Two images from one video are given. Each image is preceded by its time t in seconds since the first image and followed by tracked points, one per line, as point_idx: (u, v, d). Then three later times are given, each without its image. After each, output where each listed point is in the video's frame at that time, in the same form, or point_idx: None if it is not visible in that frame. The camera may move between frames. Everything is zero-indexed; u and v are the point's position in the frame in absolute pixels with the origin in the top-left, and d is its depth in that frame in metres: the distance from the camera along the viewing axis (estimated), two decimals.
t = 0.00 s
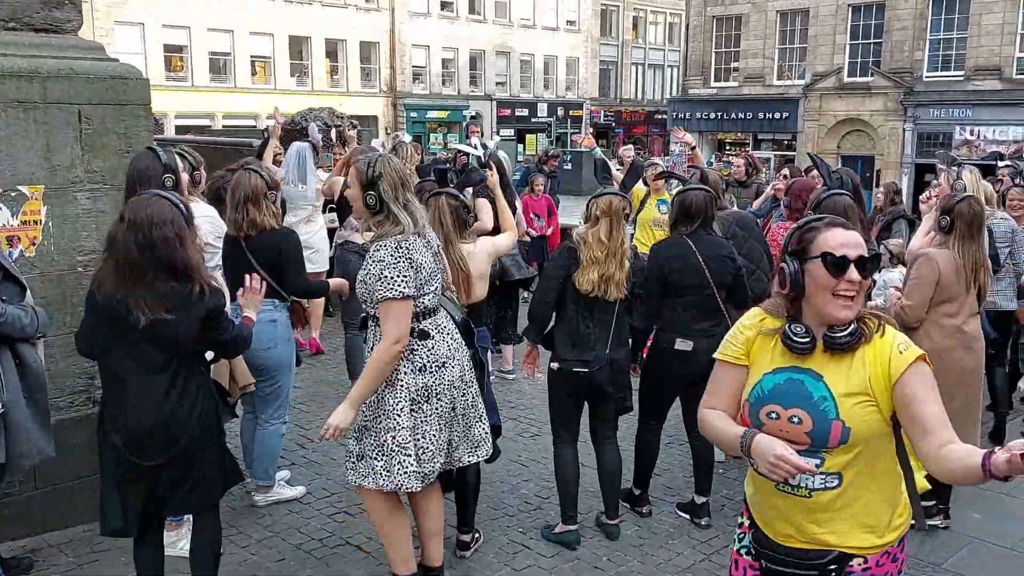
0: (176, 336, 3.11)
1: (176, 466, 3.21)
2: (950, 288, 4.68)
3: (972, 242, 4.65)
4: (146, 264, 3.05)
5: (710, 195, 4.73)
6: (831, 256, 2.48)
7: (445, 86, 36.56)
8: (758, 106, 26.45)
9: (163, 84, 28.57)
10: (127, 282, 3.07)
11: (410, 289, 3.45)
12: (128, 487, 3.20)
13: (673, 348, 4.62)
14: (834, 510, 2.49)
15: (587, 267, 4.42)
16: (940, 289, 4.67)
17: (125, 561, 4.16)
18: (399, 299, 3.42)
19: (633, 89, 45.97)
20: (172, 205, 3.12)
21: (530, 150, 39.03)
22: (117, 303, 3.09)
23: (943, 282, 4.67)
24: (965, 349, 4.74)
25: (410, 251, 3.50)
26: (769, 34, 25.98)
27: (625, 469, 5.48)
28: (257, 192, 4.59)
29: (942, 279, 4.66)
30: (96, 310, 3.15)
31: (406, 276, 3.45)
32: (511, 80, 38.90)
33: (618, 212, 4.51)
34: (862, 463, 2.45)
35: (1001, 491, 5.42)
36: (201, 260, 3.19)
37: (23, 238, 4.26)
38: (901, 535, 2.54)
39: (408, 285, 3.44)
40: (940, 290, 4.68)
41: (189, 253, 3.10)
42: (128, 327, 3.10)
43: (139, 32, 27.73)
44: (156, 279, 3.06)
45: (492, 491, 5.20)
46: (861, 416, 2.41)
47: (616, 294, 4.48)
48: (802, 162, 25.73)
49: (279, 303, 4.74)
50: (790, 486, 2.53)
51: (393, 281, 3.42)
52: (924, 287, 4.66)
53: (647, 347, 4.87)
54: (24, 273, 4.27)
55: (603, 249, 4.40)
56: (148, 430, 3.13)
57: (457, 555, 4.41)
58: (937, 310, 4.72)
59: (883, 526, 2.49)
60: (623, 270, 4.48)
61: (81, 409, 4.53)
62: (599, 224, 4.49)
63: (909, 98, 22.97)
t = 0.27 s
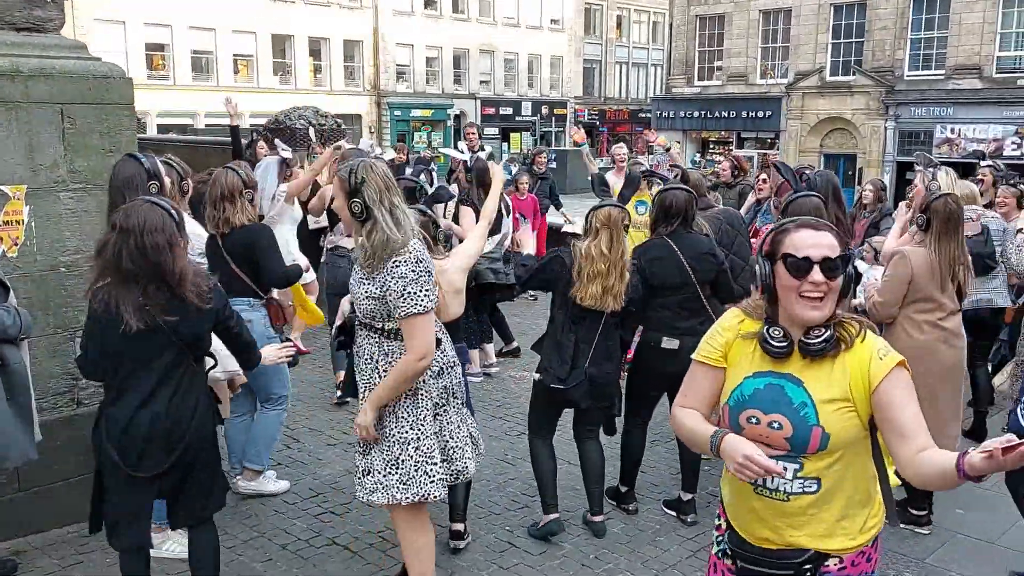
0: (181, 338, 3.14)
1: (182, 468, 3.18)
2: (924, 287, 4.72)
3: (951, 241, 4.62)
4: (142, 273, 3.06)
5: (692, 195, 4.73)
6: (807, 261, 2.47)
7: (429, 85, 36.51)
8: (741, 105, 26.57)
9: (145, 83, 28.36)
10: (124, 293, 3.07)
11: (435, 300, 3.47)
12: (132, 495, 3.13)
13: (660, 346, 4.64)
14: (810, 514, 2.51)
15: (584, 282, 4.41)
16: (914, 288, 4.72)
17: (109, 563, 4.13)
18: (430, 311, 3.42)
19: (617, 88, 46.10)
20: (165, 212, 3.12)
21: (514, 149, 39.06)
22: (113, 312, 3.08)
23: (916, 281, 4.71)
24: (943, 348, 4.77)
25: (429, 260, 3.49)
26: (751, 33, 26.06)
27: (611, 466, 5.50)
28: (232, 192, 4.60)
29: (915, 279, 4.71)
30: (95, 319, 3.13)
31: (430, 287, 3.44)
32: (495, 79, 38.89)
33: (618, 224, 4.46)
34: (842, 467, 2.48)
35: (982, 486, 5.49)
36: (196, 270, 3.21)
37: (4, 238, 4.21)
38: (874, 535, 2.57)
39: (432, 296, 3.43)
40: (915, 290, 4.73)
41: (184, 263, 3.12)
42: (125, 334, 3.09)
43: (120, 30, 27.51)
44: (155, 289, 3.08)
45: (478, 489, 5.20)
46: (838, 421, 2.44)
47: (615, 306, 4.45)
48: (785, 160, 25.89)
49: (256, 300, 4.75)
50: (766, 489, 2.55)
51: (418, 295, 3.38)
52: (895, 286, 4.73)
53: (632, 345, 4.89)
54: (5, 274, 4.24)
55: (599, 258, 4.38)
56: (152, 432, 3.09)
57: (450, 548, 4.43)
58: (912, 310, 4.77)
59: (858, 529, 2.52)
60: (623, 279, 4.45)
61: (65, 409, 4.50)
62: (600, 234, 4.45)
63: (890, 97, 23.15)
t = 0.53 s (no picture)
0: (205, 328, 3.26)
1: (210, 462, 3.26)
2: (911, 289, 4.74)
3: (931, 239, 4.66)
4: (168, 270, 3.11)
5: (684, 192, 4.73)
6: (763, 249, 2.49)
7: (418, 84, 36.47)
8: (729, 104, 26.64)
9: (131, 82, 28.20)
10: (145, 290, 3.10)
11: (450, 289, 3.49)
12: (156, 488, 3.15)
13: (650, 343, 4.65)
14: (762, 502, 2.52)
15: (594, 273, 4.44)
16: (901, 291, 4.74)
17: (100, 564, 4.12)
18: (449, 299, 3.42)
19: (606, 87, 46.18)
20: (187, 208, 3.19)
21: (503, 148, 39.05)
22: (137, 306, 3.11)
23: (904, 285, 4.73)
24: (929, 347, 4.82)
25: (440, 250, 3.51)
26: (739, 31, 26.10)
27: (602, 465, 5.51)
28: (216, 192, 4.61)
29: (901, 281, 4.73)
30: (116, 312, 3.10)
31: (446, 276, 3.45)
32: (483, 78, 38.88)
33: (611, 215, 4.51)
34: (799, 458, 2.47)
35: (970, 482, 5.53)
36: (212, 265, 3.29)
37: None
38: (835, 533, 2.53)
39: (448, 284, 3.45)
40: (902, 292, 4.75)
41: (205, 260, 3.21)
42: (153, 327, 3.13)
43: (106, 29, 27.34)
44: (177, 285, 3.14)
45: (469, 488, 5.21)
46: (789, 410, 2.43)
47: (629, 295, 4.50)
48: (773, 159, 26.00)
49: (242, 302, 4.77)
50: (723, 472, 2.59)
51: (429, 280, 3.36)
52: (882, 291, 4.75)
53: (623, 343, 4.91)
54: None
55: (601, 251, 4.41)
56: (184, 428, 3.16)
57: (452, 533, 4.62)
58: (900, 311, 4.79)
59: (815, 523, 2.50)
60: (626, 268, 4.50)
61: (53, 410, 4.47)
62: (593, 227, 4.48)
63: (877, 96, 23.27)
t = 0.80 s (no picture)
0: (214, 330, 3.25)
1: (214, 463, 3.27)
2: (904, 288, 4.76)
3: (920, 236, 4.72)
4: (186, 261, 3.13)
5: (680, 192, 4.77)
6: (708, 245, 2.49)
7: (410, 82, 36.44)
8: (720, 102, 26.69)
9: (121, 81, 28.07)
10: (158, 278, 3.13)
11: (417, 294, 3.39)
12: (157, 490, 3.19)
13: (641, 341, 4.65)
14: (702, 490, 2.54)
15: (579, 279, 4.44)
16: (893, 290, 4.76)
17: (91, 565, 4.10)
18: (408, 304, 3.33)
19: (598, 85, 46.21)
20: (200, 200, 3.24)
21: (494, 147, 39.04)
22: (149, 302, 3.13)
23: (896, 284, 4.75)
24: (919, 345, 4.83)
25: (408, 253, 3.42)
26: (731, 30, 26.14)
27: (594, 463, 5.51)
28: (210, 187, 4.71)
29: (893, 281, 4.74)
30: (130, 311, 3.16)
31: (411, 280, 3.37)
32: (475, 77, 38.85)
33: (599, 218, 4.49)
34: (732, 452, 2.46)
35: (961, 479, 5.56)
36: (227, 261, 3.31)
37: None
38: (771, 535, 2.47)
39: (413, 288, 3.36)
40: (894, 291, 4.76)
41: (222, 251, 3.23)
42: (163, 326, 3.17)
43: (97, 28, 27.22)
44: (192, 276, 3.16)
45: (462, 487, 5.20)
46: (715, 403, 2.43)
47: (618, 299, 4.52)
48: (764, 157, 26.08)
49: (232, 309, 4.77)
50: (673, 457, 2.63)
51: (397, 284, 3.33)
52: (875, 290, 4.76)
53: (615, 341, 4.91)
54: None
55: (588, 253, 4.40)
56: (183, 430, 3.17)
57: (441, 529, 4.65)
58: (892, 311, 4.80)
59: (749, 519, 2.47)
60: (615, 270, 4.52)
61: (44, 410, 4.45)
62: (581, 228, 4.47)
63: (868, 94, 23.35)
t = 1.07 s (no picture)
0: (186, 330, 3.25)
1: (185, 462, 3.30)
2: (896, 282, 4.79)
3: (910, 229, 4.75)
4: (165, 249, 3.14)
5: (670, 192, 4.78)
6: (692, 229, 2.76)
7: (405, 81, 36.41)
8: (716, 101, 26.71)
9: (115, 81, 27.98)
10: (144, 265, 3.18)
11: (359, 278, 3.44)
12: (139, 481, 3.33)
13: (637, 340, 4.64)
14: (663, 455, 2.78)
15: (559, 269, 4.42)
16: (886, 284, 4.78)
17: (88, 565, 4.10)
18: (344, 285, 3.41)
19: (593, 84, 46.21)
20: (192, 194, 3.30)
21: (490, 146, 39.01)
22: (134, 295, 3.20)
23: (890, 279, 4.77)
24: (907, 340, 4.85)
25: (366, 239, 3.48)
26: (726, 29, 26.15)
27: (591, 463, 5.52)
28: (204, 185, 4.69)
29: (887, 274, 4.77)
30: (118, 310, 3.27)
31: (355, 264, 3.44)
32: (470, 76, 38.82)
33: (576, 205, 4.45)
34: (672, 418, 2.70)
35: (957, 476, 5.58)
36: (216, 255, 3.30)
37: None
38: (690, 509, 2.65)
39: (352, 269, 3.43)
40: (887, 285, 4.78)
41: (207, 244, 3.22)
42: (143, 322, 3.23)
43: (91, 27, 27.12)
44: (171, 264, 3.15)
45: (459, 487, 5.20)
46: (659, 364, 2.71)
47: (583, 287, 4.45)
48: (760, 156, 26.11)
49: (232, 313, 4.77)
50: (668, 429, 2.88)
51: (338, 259, 3.43)
52: (868, 285, 4.77)
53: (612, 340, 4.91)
54: None
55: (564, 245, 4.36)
56: (157, 427, 3.25)
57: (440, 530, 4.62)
58: (886, 305, 4.82)
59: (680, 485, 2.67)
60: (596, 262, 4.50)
61: (40, 412, 4.43)
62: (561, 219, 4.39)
63: (863, 93, 23.39)
